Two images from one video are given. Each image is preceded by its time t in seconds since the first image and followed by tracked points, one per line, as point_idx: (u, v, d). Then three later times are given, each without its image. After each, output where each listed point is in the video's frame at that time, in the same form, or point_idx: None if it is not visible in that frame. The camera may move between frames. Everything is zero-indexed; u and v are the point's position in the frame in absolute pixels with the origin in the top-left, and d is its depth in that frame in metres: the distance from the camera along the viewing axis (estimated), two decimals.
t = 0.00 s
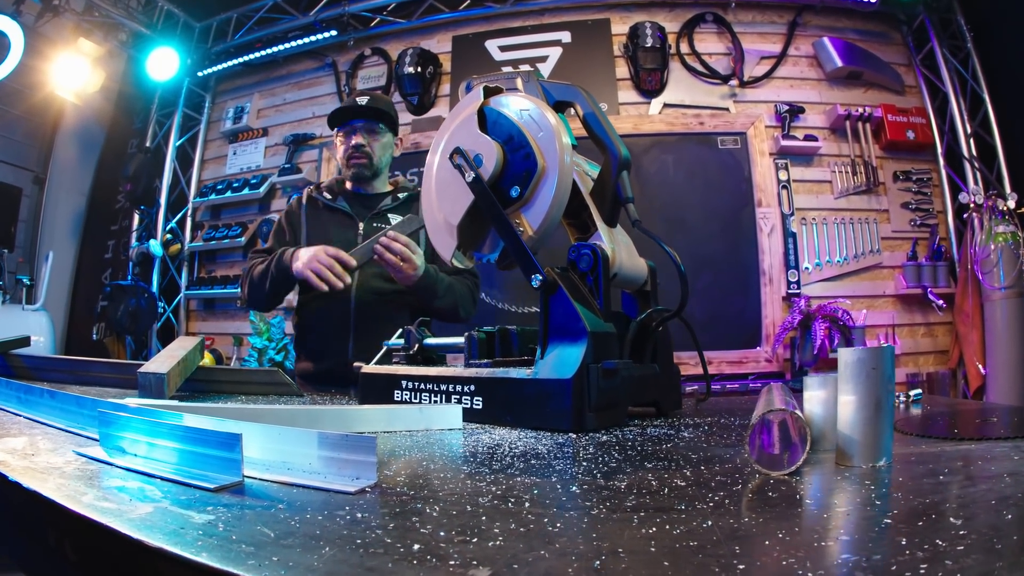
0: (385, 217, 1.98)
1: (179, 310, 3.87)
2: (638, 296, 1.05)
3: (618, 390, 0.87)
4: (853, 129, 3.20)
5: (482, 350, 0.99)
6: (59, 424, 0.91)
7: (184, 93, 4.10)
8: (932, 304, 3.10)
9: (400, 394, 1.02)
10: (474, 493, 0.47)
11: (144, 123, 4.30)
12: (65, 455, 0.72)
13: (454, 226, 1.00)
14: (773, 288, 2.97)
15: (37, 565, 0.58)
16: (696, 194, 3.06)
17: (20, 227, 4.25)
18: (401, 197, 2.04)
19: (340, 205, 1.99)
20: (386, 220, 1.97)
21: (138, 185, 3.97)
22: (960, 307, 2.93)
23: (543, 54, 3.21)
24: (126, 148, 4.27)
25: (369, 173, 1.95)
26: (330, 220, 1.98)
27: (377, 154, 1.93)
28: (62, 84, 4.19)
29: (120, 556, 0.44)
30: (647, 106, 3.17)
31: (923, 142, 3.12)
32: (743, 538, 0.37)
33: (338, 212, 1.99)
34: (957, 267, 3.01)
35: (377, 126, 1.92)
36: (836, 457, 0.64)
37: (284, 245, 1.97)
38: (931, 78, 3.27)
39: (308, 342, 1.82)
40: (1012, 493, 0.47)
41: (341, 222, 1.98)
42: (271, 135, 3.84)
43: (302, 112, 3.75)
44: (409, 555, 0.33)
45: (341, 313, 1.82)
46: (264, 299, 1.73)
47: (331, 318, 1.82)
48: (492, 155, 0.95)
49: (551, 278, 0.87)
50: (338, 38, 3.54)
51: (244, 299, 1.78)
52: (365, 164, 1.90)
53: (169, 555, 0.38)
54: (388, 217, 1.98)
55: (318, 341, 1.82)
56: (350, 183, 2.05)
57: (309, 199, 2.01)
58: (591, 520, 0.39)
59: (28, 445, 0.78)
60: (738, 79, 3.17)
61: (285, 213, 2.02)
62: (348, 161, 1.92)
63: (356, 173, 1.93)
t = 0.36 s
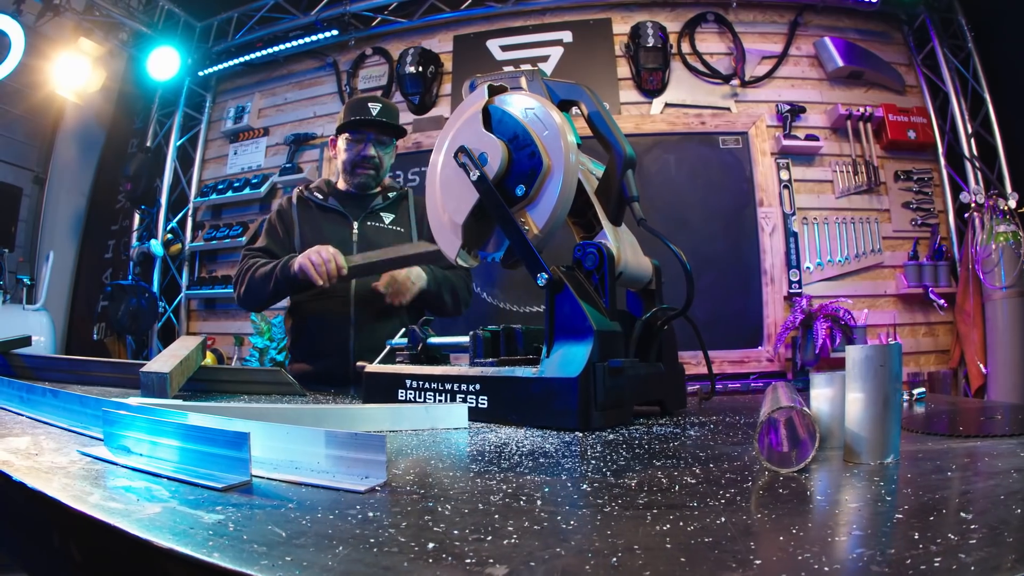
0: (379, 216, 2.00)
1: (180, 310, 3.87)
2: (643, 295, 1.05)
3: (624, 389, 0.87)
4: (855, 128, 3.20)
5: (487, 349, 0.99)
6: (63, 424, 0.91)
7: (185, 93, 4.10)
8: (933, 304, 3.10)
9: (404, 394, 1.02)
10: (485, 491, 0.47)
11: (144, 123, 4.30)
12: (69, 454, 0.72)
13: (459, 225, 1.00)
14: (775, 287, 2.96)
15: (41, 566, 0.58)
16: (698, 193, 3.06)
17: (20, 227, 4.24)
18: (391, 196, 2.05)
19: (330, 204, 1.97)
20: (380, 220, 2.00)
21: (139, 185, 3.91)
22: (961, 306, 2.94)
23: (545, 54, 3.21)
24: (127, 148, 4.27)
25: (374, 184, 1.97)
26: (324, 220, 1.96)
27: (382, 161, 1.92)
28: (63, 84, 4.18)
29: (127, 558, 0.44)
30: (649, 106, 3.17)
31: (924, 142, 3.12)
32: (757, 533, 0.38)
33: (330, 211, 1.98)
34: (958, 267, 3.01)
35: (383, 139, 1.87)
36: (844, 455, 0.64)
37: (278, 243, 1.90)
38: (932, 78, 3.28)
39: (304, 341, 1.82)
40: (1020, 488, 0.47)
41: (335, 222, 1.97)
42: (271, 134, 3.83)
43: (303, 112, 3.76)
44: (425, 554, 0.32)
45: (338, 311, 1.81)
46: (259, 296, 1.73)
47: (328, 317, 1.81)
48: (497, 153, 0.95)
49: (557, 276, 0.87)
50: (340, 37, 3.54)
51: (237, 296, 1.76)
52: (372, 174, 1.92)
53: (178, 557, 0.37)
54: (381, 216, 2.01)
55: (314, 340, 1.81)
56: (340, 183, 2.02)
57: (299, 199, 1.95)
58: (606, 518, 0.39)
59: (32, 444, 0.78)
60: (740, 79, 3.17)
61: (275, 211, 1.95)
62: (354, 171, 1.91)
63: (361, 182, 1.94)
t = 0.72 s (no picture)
0: (382, 214, 1.99)
1: (182, 309, 3.87)
2: (648, 294, 1.05)
3: (631, 387, 0.87)
4: (856, 129, 3.21)
5: (494, 347, 1.00)
6: (69, 423, 0.91)
7: (186, 93, 4.10)
8: (935, 303, 3.11)
9: (411, 392, 1.02)
10: (499, 487, 0.47)
11: (145, 122, 4.29)
12: (77, 453, 0.72)
13: (465, 224, 1.00)
14: (777, 287, 2.96)
15: (51, 564, 0.58)
16: (699, 193, 3.07)
17: (21, 227, 4.24)
18: (393, 194, 2.05)
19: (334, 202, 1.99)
20: (383, 217, 1.98)
21: (140, 185, 3.90)
22: (963, 306, 2.94)
23: (546, 54, 3.22)
24: (128, 148, 4.27)
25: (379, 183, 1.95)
26: (329, 217, 1.96)
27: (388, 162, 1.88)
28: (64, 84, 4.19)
29: (142, 560, 0.42)
30: (650, 106, 3.18)
31: (925, 142, 3.12)
32: (772, 525, 0.38)
33: (334, 209, 1.98)
34: (959, 266, 3.01)
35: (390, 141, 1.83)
36: (852, 451, 0.65)
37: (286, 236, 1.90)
38: (933, 79, 3.28)
39: (309, 342, 1.81)
40: None
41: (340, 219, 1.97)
42: (273, 134, 3.84)
43: (304, 112, 3.76)
44: (447, 549, 0.32)
45: (345, 311, 1.82)
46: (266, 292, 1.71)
47: (336, 315, 1.82)
48: (503, 152, 0.95)
49: (564, 275, 0.87)
50: (342, 37, 3.55)
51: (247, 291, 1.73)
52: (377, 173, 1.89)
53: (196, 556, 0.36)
54: (384, 213, 2.00)
55: (321, 340, 1.81)
56: (341, 181, 2.03)
57: (304, 197, 1.96)
58: (621, 512, 0.40)
59: (39, 444, 0.77)
60: (741, 79, 3.17)
61: (280, 208, 1.95)
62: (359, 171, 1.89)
63: (366, 181, 1.92)
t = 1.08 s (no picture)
0: (403, 214, 1.97)
1: (183, 310, 3.87)
2: (655, 293, 1.06)
3: (639, 386, 0.88)
4: (857, 129, 3.21)
5: (502, 347, 1.00)
6: (76, 423, 0.91)
7: (188, 93, 4.11)
8: (936, 303, 3.11)
9: (418, 392, 1.02)
10: (515, 485, 0.48)
11: (146, 122, 4.30)
12: (86, 454, 0.72)
13: (473, 224, 1.00)
14: (779, 287, 2.97)
15: (57, 564, 0.57)
16: (701, 193, 3.08)
17: (22, 227, 4.24)
18: (416, 195, 2.04)
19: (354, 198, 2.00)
20: (403, 217, 1.97)
21: (142, 185, 3.89)
22: (964, 306, 2.95)
23: (548, 55, 3.22)
24: (129, 148, 4.28)
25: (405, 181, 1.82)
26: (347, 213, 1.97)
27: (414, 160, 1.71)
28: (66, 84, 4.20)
29: (158, 563, 0.41)
30: (653, 106, 3.18)
31: (926, 143, 3.13)
32: (789, 519, 0.39)
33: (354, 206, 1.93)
34: (960, 266, 3.02)
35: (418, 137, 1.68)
36: (860, 448, 0.65)
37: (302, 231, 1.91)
38: (934, 79, 3.29)
39: (326, 338, 1.80)
40: None
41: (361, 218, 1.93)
42: (275, 134, 3.85)
43: (306, 112, 3.77)
44: (472, 546, 0.32)
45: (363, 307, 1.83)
46: (286, 283, 1.72)
47: (353, 312, 1.82)
48: (511, 152, 0.95)
49: (572, 274, 0.88)
50: (344, 37, 3.55)
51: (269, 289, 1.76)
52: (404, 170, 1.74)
53: (217, 555, 0.35)
54: (405, 214, 1.98)
55: (336, 338, 1.80)
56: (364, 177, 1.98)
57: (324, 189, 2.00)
58: (639, 508, 0.40)
59: (48, 444, 0.77)
60: (744, 79, 3.18)
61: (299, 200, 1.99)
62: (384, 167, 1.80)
63: (392, 176, 1.76)
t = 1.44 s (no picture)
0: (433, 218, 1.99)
1: (184, 310, 3.87)
2: (660, 293, 1.06)
3: (646, 385, 0.88)
4: (859, 129, 3.22)
5: (508, 347, 1.00)
6: (81, 423, 0.91)
7: (189, 93, 4.11)
8: (937, 303, 3.12)
9: (423, 392, 1.02)
10: (529, 485, 0.48)
11: (147, 122, 4.30)
12: (94, 455, 0.70)
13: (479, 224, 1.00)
14: (781, 287, 2.98)
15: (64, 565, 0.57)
16: (703, 193, 3.09)
17: (23, 227, 4.23)
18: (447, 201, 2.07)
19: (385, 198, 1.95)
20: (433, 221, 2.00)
21: (143, 185, 3.90)
22: (965, 306, 2.96)
23: (550, 55, 3.23)
24: (129, 147, 4.29)
25: (424, 170, 1.94)
26: (374, 211, 1.95)
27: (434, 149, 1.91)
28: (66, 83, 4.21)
29: (171, 566, 0.40)
30: (654, 106, 3.18)
31: (927, 143, 3.13)
32: (805, 515, 0.39)
33: (384, 203, 1.96)
34: (961, 266, 3.02)
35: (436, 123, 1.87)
36: (869, 446, 0.65)
37: (329, 227, 1.93)
38: (935, 79, 3.30)
39: (338, 339, 1.82)
40: None
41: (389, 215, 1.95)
42: (277, 134, 3.85)
43: (307, 112, 3.77)
44: (493, 546, 0.32)
45: (378, 303, 1.82)
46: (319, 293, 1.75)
47: (369, 309, 1.82)
48: (518, 152, 0.95)
49: (580, 274, 0.88)
50: (346, 37, 3.55)
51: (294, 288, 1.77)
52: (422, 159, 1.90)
53: (235, 556, 0.34)
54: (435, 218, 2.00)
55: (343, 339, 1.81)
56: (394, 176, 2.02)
57: (354, 183, 1.97)
58: (655, 506, 0.41)
59: (55, 445, 0.77)
60: (745, 79, 3.18)
61: (327, 193, 1.98)
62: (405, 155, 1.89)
63: (411, 166, 1.91)
